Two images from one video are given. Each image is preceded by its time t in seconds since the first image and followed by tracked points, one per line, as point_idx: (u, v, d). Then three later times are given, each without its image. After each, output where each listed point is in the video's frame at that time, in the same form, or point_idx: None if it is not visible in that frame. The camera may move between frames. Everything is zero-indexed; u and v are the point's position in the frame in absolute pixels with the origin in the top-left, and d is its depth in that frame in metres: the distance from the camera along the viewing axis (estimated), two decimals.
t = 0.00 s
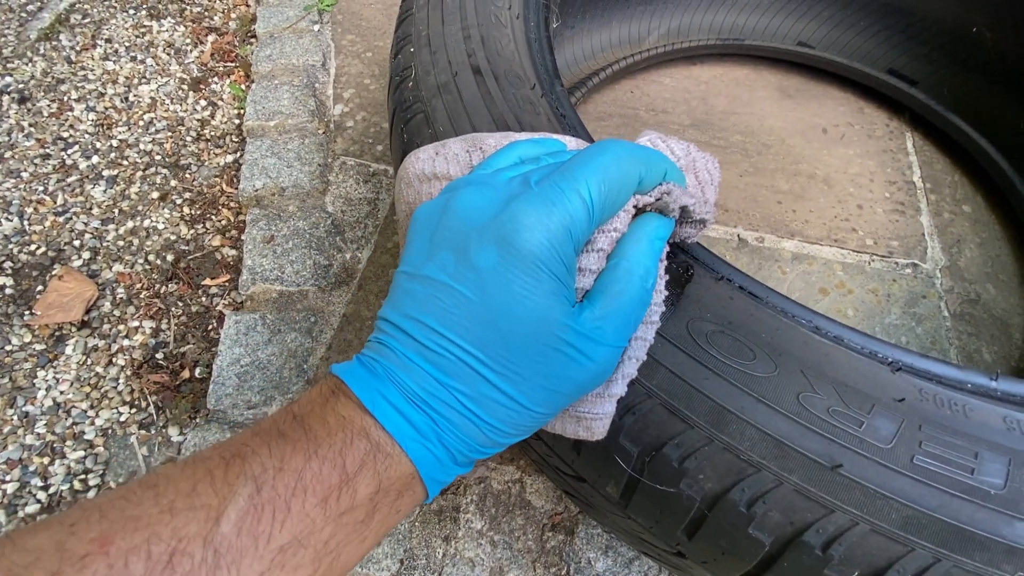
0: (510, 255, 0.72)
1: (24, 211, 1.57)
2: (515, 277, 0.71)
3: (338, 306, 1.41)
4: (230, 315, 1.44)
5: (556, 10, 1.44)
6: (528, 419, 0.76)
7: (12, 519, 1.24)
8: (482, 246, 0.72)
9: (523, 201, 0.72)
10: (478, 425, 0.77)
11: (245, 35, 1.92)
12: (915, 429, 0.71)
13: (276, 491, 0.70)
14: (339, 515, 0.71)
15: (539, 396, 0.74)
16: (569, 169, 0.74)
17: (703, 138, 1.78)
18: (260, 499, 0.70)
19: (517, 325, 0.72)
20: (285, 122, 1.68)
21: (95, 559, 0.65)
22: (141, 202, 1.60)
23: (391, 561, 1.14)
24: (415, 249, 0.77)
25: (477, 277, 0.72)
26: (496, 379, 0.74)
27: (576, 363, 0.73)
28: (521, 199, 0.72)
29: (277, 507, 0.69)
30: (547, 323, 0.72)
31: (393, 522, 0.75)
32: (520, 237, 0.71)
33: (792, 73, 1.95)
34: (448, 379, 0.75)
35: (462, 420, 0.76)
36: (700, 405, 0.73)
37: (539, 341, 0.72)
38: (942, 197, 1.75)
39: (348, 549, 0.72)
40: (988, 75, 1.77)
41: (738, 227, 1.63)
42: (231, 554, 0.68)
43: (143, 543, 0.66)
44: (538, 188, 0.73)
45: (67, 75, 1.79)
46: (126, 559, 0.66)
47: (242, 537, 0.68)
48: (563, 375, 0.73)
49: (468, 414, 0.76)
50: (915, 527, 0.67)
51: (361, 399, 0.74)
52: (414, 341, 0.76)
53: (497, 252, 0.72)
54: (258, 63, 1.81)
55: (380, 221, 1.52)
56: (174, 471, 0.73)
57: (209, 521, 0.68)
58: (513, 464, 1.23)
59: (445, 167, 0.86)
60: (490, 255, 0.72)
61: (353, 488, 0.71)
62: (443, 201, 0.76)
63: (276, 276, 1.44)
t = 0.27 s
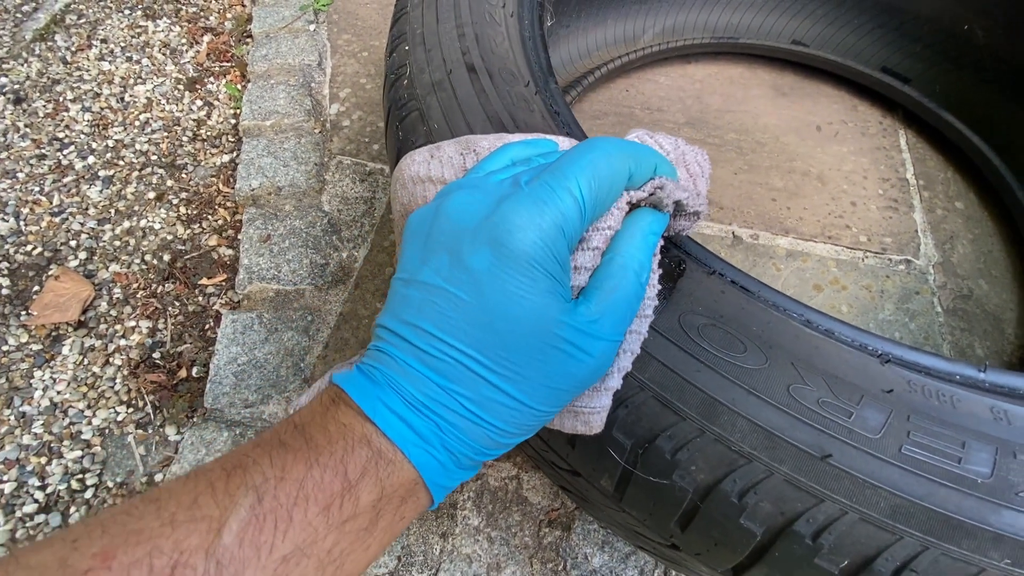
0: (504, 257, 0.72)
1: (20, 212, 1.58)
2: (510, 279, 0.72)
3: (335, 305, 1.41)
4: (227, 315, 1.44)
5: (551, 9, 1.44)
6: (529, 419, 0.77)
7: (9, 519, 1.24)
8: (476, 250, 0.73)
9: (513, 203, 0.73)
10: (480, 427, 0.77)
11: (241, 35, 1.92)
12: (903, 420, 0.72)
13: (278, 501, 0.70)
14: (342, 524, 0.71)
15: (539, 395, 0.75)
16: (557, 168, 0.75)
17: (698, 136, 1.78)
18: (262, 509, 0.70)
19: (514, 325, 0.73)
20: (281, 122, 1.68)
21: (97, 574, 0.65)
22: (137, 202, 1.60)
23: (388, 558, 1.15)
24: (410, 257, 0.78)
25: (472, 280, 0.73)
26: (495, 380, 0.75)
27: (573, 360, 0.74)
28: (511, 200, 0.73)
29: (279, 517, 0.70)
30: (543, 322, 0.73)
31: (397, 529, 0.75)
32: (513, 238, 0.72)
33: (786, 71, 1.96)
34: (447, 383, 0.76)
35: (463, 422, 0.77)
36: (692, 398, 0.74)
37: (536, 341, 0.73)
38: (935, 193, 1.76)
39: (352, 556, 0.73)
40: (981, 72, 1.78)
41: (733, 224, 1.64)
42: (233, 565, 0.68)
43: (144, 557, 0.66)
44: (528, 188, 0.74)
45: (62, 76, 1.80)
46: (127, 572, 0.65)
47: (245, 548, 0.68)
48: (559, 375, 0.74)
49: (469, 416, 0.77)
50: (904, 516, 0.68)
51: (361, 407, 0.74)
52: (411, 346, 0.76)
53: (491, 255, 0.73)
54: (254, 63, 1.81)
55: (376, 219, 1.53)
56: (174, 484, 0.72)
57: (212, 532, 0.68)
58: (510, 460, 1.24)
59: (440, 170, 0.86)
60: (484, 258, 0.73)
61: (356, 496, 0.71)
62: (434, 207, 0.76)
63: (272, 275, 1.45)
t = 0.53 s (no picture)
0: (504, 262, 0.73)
1: (18, 214, 1.58)
2: (511, 283, 0.73)
3: (334, 305, 1.42)
4: (226, 315, 1.45)
5: (547, 10, 1.45)
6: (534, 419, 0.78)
7: (10, 521, 1.25)
8: (476, 256, 0.74)
9: (510, 207, 0.74)
10: (485, 430, 0.78)
11: (238, 37, 1.93)
12: (895, 414, 0.73)
13: (288, 510, 0.70)
14: (352, 530, 0.71)
15: (543, 396, 0.76)
16: (551, 171, 0.76)
17: (693, 135, 1.80)
18: (272, 518, 0.70)
19: (516, 329, 0.74)
20: (279, 123, 1.69)
21: None
22: (136, 203, 1.61)
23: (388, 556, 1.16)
24: (409, 266, 0.78)
25: (474, 286, 0.74)
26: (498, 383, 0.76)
27: (576, 360, 0.75)
28: (507, 205, 0.74)
29: (289, 525, 0.70)
30: (544, 324, 0.74)
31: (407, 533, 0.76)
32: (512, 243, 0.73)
33: (781, 70, 1.97)
34: (450, 387, 0.77)
35: (469, 425, 0.77)
36: (687, 393, 0.75)
37: (539, 343, 0.74)
38: (929, 191, 1.77)
39: (364, 561, 0.73)
40: (974, 70, 1.79)
41: (728, 223, 1.65)
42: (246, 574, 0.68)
43: (157, 569, 0.67)
44: (524, 193, 0.75)
45: (59, 78, 1.81)
46: None
47: (257, 557, 0.69)
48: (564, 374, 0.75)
49: (474, 418, 0.77)
50: (895, 508, 0.70)
51: (367, 414, 0.75)
52: (413, 352, 0.77)
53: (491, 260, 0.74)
54: (251, 65, 1.82)
55: (374, 220, 1.54)
56: (185, 496, 0.73)
57: (222, 543, 0.69)
58: (509, 458, 1.25)
59: (438, 176, 0.87)
60: (484, 264, 0.74)
61: (365, 502, 0.72)
62: (431, 216, 0.77)
63: (271, 276, 1.46)
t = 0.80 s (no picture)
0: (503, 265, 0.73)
1: (15, 216, 1.58)
2: (511, 285, 0.73)
3: (332, 306, 1.43)
4: (224, 317, 1.45)
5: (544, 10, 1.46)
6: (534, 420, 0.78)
7: (9, 523, 1.25)
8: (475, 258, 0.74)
9: (509, 209, 0.74)
10: (486, 431, 0.78)
11: (235, 38, 1.93)
12: (891, 411, 0.73)
13: (290, 516, 0.70)
14: (354, 534, 0.71)
15: (543, 397, 0.77)
16: (551, 173, 0.76)
17: (691, 134, 1.80)
18: (274, 522, 0.70)
19: (515, 331, 0.74)
20: (277, 124, 1.69)
21: None
22: (133, 205, 1.61)
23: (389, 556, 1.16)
24: (409, 268, 0.79)
25: (473, 288, 0.74)
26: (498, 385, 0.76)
27: (575, 361, 0.75)
28: (505, 207, 0.74)
29: (290, 530, 0.70)
30: (544, 326, 0.74)
31: (408, 536, 0.76)
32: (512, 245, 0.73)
33: (778, 69, 1.98)
34: (450, 389, 0.77)
35: (469, 426, 0.78)
36: (686, 392, 0.75)
37: (538, 345, 0.74)
38: (926, 189, 1.78)
39: (365, 565, 0.73)
40: (970, 69, 1.80)
41: (726, 222, 1.66)
42: None
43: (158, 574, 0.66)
44: (523, 194, 0.75)
45: (56, 80, 1.80)
46: None
47: (259, 562, 0.69)
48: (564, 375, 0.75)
49: (474, 420, 0.78)
50: (893, 504, 0.70)
51: (368, 417, 0.75)
52: (413, 355, 0.78)
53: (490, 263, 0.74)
54: (248, 65, 1.82)
55: (373, 220, 1.54)
56: (185, 500, 0.72)
57: (224, 548, 0.68)
58: (509, 457, 1.25)
59: (436, 178, 0.87)
60: (483, 266, 0.74)
61: (367, 506, 0.72)
62: (429, 218, 0.77)
63: (270, 277, 1.46)
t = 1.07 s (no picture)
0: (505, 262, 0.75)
1: (16, 218, 1.59)
2: (513, 282, 0.74)
3: (333, 307, 1.44)
4: (225, 318, 1.46)
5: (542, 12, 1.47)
6: (539, 416, 0.80)
7: (11, 524, 1.26)
8: (478, 258, 0.75)
9: (509, 208, 0.75)
10: (491, 428, 0.80)
11: (233, 39, 1.94)
12: (885, 406, 0.75)
13: (300, 514, 0.70)
14: (363, 531, 0.72)
15: (547, 393, 0.78)
16: (549, 173, 0.78)
17: (688, 135, 1.81)
18: (284, 520, 0.70)
19: (519, 328, 0.75)
20: (276, 125, 1.70)
21: None
22: (133, 207, 1.62)
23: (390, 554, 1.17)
24: (411, 269, 0.80)
25: (476, 287, 0.75)
26: (503, 381, 0.77)
27: (579, 356, 0.76)
28: (505, 206, 0.75)
29: (300, 527, 0.70)
30: (547, 322, 0.75)
31: (416, 533, 0.77)
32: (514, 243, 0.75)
33: (774, 69, 1.99)
34: (455, 387, 0.78)
35: (475, 423, 0.79)
36: (683, 388, 0.77)
37: (542, 341, 0.76)
38: (921, 188, 1.80)
39: (374, 562, 0.74)
40: (964, 69, 1.82)
41: (723, 222, 1.67)
42: None
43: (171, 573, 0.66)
44: (522, 193, 0.76)
45: (55, 82, 1.81)
46: None
47: (270, 559, 0.69)
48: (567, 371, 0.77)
49: (479, 417, 0.79)
50: (886, 497, 0.71)
51: (374, 416, 0.76)
52: (417, 354, 0.79)
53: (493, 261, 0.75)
54: (247, 67, 1.83)
55: (373, 221, 1.55)
56: (195, 500, 0.73)
57: (235, 546, 0.69)
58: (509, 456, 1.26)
59: (437, 180, 0.89)
60: (485, 264, 0.75)
61: (375, 503, 0.72)
62: (430, 218, 0.79)
63: (270, 278, 1.47)
